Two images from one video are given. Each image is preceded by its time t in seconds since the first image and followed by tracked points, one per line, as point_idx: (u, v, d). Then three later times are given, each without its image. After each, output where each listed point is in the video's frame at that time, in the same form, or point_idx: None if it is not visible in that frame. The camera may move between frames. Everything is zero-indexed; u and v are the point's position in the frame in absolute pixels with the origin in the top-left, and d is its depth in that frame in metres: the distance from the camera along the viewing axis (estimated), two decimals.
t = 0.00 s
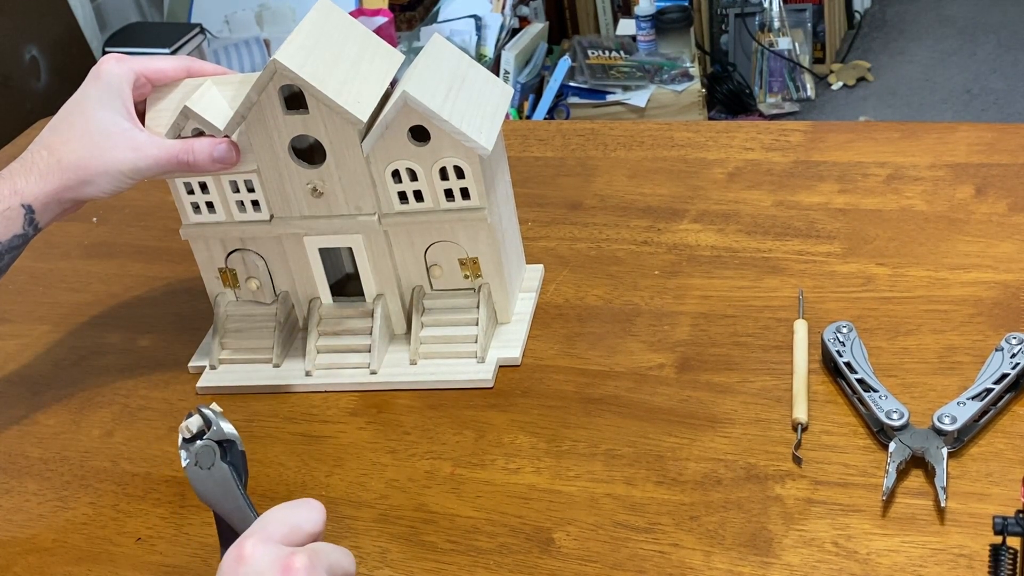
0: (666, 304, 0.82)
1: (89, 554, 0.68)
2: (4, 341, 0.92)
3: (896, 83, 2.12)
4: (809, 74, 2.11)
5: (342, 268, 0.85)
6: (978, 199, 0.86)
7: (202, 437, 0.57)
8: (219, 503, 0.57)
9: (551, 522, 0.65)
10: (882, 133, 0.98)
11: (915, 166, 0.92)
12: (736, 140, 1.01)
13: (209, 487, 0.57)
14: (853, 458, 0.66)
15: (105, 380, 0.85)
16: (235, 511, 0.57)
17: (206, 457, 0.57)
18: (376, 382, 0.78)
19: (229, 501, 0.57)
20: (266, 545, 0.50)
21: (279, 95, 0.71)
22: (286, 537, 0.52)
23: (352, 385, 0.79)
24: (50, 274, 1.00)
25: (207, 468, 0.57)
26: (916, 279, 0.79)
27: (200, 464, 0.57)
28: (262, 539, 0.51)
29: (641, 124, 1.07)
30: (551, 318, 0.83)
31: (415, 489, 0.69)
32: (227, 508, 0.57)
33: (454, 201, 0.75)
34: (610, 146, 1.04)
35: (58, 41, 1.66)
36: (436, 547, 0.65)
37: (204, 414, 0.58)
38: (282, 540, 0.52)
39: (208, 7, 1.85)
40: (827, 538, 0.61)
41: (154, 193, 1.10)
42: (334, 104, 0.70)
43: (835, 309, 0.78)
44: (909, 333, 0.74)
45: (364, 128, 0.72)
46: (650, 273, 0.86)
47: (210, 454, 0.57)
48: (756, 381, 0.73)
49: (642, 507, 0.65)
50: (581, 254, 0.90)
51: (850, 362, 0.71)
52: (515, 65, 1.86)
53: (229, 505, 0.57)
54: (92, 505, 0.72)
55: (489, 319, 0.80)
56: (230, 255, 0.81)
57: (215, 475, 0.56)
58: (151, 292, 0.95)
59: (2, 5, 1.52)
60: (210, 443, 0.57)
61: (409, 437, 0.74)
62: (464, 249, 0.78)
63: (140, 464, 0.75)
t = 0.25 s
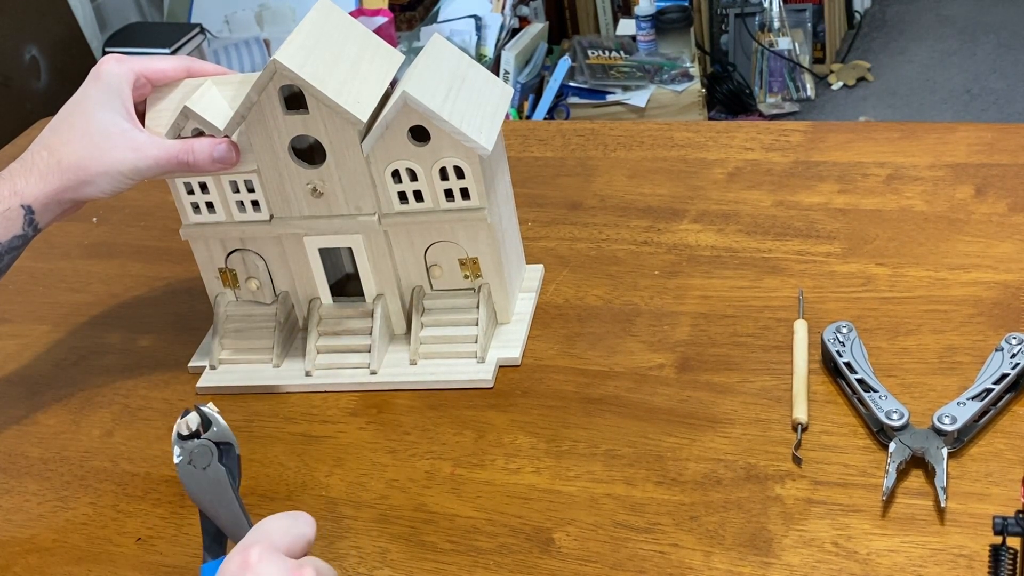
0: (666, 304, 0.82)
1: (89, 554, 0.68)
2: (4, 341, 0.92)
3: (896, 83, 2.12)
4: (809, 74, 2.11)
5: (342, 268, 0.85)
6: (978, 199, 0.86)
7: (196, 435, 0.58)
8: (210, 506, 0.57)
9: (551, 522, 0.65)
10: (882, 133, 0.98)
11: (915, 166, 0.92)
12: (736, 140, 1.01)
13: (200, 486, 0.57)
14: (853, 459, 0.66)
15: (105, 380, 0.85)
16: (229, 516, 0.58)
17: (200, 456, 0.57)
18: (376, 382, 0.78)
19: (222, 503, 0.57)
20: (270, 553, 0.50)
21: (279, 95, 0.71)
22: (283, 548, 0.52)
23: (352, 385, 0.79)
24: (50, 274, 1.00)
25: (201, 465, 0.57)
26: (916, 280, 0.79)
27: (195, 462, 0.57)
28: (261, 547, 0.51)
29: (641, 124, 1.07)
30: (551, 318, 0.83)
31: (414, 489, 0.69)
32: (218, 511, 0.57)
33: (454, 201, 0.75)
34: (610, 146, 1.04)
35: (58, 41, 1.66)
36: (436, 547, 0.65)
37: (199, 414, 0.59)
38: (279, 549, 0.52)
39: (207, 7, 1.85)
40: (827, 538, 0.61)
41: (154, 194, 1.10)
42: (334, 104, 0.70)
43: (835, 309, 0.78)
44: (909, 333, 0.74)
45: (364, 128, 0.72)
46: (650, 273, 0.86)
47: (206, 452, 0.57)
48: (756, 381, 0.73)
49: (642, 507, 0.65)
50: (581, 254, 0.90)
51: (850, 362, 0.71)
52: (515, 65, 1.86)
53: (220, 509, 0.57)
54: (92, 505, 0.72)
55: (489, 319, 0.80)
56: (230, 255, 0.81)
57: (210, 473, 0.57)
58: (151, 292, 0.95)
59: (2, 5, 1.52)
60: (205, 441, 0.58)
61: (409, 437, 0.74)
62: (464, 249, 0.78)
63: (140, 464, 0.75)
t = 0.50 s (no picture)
0: (666, 304, 0.82)
1: (89, 554, 0.68)
2: (4, 341, 0.92)
3: (896, 83, 2.12)
4: (809, 74, 2.11)
5: (342, 268, 0.85)
6: (978, 199, 0.86)
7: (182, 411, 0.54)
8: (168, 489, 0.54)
9: (551, 522, 0.65)
10: (882, 133, 0.98)
11: (915, 166, 0.92)
12: (736, 140, 1.01)
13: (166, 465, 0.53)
14: (853, 459, 0.66)
15: (106, 380, 0.85)
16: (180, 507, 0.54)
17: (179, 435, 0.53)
18: (376, 382, 0.78)
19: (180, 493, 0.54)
20: None
21: (279, 95, 0.71)
22: None
23: (353, 385, 0.79)
24: (50, 274, 1.00)
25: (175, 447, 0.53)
26: (916, 280, 0.79)
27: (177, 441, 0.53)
28: None
29: (641, 124, 1.07)
30: (551, 318, 0.83)
31: (415, 489, 0.69)
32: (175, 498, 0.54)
33: (454, 202, 0.75)
34: (610, 146, 1.04)
35: (58, 40, 1.66)
36: (436, 548, 0.65)
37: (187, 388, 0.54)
38: None
39: (207, 7, 1.85)
40: (827, 538, 0.61)
41: (154, 193, 1.10)
42: (334, 104, 0.70)
43: (835, 309, 0.78)
44: (909, 333, 0.74)
45: (364, 128, 0.72)
46: (650, 273, 0.86)
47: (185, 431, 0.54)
48: (756, 381, 0.73)
49: (642, 507, 0.65)
50: (581, 254, 0.90)
51: (850, 362, 0.71)
52: (515, 65, 1.86)
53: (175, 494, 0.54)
54: (92, 505, 0.72)
55: (489, 319, 0.80)
56: (231, 255, 0.81)
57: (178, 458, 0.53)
58: (151, 292, 0.95)
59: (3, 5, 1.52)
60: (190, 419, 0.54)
61: (409, 437, 0.74)
62: (464, 249, 0.78)
63: (140, 464, 0.75)
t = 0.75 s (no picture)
0: (666, 304, 0.82)
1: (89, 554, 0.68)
2: (4, 341, 0.92)
3: (896, 83, 2.12)
4: (809, 74, 2.11)
5: (342, 268, 0.85)
6: (978, 199, 0.86)
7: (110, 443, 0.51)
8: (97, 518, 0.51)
9: (551, 522, 0.65)
10: (882, 132, 0.98)
11: (915, 166, 0.92)
12: (736, 140, 1.01)
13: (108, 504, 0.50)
14: (853, 459, 0.66)
15: (106, 380, 0.85)
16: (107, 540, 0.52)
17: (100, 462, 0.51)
18: (376, 382, 0.78)
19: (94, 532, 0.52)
20: None
21: (279, 95, 0.71)
22: None
23: (353, 385, 0.79)
24: (50, 274, 1.00)
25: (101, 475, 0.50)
26: (916, 280, 0.79)
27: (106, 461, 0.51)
28: None
29: (641, 124, 1.07)
30: (551, 318, 0.83)
31: (415, 489, 0.69)
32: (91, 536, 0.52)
33: (454, 202, 0.75)
34: (610, 146, 1.04)
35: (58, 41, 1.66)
36: (436, 548, 0.65)
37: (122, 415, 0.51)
38: None
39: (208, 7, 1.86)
40: (827, 538, 0.61)
41: (154, 193, 1.10)
42: (334, 104, 0.70)
43: (836, 309, 0.78)
44: (909, 333, 0.74)
45: (364, 128, 0.72)
46: (650, 273, 0.86)
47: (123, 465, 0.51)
48: (756, 381, 0.73)
49: (642, 507, 0.65)
50: (581, 254, 0.90)
51: (850, 362, 0.71)
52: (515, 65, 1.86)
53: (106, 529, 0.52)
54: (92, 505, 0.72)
55: (489, 319, 0.80)
56: (231, 255, 0.81)
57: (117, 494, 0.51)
58: (151, 292, 0.95)
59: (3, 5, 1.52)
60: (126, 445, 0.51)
61: (409, 437, 0.74)
62: (464, 249, 0.78)
63: (140, 464, 0.75)
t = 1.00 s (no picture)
0: (666, 304, 0.82)
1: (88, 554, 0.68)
2: (4, 341, 0.92)
3: (896, 83, 2.12)
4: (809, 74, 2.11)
5: (342, 268, 0.85)
6: (978, 199, 0.86)
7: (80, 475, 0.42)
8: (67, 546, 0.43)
9: (551, 522, 0.65)
10: (882, 132, 0.98)
11: (915, 166, 0.92)
12: (736, 140, 1.01)
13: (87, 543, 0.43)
14: (853, 459, 0.66)
15: (106, 380, 0.85)
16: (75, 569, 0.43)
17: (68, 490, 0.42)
18: (376, 382, 0.78)
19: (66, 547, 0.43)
20: None
21: (279, 95, 0.71)
22: None
23: (352, 385, 0.79)
24: (50, 274, 1.00)
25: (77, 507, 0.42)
26: (916, 280, 0.79)
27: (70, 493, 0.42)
28: None
29: (641, 124, 1.07)
30: (551, 318, 0.83)
31: (415, 489, 0.69)
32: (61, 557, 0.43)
33: (454, 202, 0.75)
34: (610, 146, 1.04)
35: (58, 41, 1.66)
36: (437, 548, 0.65)
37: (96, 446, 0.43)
38: None
39: (208, 7, 1.86)
40: (827, 538, 0.61)
41: (154, 193, 1.10)
42: (334, 104, 0.70)
43: (836, 309, 0.78)
44: (909, 333, 0.74)
45: (364, 128, 0.72)
46: (650, 273, 0.86)
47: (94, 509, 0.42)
48: (756, 381, 0.73)
49: (642, 507, 0.65)
50: (581, 254, 0.90)
51: (850, 362, 0.71)
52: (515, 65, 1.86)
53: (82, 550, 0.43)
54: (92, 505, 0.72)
55: (489, 319, 0.80)
56: (230, 255, 0.81)
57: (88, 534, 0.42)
58: (151, 292, 0.95)
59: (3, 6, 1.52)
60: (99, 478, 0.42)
61: (409, 437, 0.74)
62: (464, 249, 0.78)
63: (139, 464, 0.75)
